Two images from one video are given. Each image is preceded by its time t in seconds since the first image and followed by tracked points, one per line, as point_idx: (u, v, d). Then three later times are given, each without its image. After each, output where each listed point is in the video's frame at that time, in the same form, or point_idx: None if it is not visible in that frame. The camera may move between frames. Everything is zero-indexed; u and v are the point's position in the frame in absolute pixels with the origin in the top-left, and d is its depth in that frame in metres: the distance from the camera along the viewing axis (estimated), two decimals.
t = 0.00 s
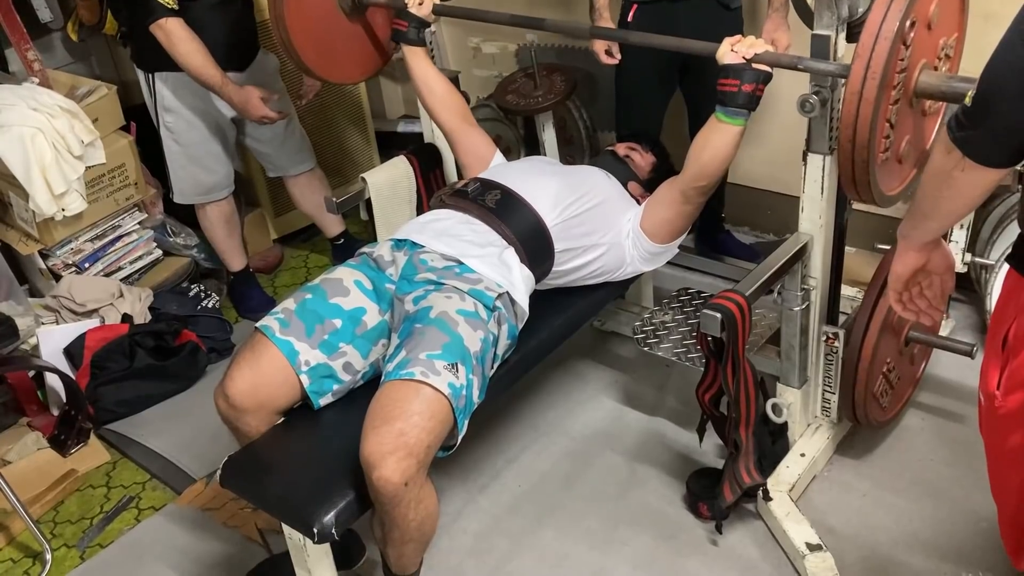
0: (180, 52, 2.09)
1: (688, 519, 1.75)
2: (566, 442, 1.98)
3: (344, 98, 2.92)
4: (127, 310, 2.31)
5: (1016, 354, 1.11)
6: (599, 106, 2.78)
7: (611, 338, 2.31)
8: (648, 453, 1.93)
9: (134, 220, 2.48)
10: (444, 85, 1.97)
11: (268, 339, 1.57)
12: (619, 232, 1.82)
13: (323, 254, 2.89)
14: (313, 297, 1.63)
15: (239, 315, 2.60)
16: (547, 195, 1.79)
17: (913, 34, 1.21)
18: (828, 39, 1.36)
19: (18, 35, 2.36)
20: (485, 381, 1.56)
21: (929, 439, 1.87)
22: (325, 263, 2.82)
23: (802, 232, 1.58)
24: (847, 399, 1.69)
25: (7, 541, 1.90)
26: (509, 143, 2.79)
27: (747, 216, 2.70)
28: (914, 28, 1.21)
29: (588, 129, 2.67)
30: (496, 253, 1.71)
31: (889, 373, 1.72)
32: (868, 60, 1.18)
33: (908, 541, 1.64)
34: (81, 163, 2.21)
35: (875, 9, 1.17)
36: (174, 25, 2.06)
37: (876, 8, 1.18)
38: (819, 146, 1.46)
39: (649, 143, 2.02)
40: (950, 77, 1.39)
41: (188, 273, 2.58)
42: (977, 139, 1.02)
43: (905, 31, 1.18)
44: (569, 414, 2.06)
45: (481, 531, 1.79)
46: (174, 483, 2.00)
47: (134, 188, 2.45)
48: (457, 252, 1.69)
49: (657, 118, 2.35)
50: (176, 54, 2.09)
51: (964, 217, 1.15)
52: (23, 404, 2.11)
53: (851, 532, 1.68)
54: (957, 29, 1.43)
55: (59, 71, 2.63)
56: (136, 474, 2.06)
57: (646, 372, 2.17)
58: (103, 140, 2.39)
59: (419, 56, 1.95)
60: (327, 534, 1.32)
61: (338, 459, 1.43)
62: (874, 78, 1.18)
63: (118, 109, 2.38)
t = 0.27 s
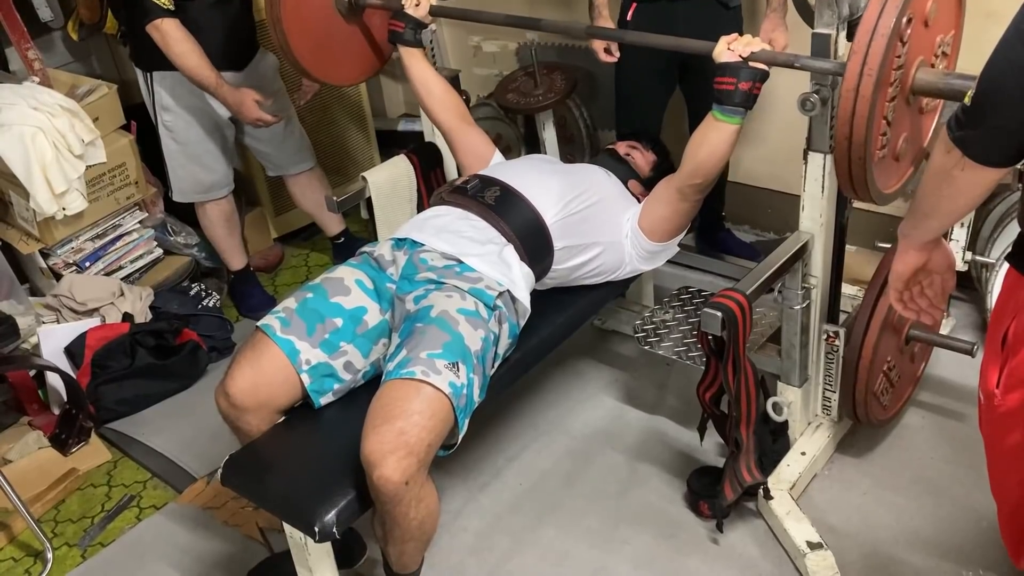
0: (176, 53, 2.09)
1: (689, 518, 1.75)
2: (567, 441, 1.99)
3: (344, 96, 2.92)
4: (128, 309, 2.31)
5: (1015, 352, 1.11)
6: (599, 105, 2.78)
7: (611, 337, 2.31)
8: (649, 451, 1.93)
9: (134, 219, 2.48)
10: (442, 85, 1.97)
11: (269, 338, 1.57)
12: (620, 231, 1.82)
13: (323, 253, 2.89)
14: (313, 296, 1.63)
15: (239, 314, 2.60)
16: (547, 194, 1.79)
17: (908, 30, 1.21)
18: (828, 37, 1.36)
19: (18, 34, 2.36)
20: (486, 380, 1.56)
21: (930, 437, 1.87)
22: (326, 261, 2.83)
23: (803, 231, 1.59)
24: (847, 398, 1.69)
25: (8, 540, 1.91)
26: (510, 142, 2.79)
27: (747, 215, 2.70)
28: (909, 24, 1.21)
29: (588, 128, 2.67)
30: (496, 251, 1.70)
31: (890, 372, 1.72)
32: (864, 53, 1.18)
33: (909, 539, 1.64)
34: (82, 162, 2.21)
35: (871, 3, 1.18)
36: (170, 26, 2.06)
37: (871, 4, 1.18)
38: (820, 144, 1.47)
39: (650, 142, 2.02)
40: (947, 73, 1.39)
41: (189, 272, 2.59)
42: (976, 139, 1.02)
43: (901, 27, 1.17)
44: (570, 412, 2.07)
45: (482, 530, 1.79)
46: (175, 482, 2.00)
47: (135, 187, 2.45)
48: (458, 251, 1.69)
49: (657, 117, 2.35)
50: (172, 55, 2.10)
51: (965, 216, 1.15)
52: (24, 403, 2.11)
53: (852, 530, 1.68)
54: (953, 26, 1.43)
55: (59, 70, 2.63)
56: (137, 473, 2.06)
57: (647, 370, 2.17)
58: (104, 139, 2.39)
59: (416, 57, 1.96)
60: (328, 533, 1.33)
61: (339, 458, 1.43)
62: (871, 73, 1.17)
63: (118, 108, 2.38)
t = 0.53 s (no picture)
0: (173, 54, 2.09)
1: (689, 516, 1.75)
2: (567, 439, 1.99)
3: (343, 95, 2.92)
4: (128, 308, 2.31)
5: (1016, 351, 1.11)
6: (599, 103, 2.77)
7: (611, 335, 2.31)
8: (649, 450, 1.93)
9: (134, 218, 2.48)
10: (438, 85, 1.96)
11: (269, 337, 1.57)
12: (619, 230, 1.82)
13: (323, 252, 2.89)
14: (313, 295, 1.63)
15: (239, 313, 2.60)
16: (547, 192, 1.79)
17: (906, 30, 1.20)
18: (828, 35, 1.35)
19: (17, 33, 2.35)
20: (486, 378, 1.56)
21: (930, 435, 1.87)
22: (325, 260, 2.82)
23: (803, 229, 1.58)
24: (848, 396, 1.69)
25: (9, 538, 1.91)
26: (509, 140, 2.78)
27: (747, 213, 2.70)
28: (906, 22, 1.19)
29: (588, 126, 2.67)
30: (496, 249, 1.70)
31: (890, 370, 1.71)
32: (861, 52, 1.17)
33: (909, 537, 1.65)
34: (81, 161, 2.21)
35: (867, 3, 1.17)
36: (166, 25, 2.06)
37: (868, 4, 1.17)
38: (819, 142, 1.46)
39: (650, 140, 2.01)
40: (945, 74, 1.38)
41: (189, 270, 2.59)
42: (977, 138, 1.02)
43: (898, 26, 1.16)
44: (570, 411, 2.07)
45: (482, 528, 1.79)
46: (175, 481, 2.00)
47: (135, 186, 2.45)
48: (458, 250, 1.69)
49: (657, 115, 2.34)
50: (168, 54, 2.09)
51: (967, 216, 1.15)
52: (23, 401, 2.12)
53: (852, 528, 1.68)
54: (950, 26, 1.42)
55: (59, 69, 2.63)
56: (137, 472, 2.06)
57: (647, 369, 2.17)
58: (103, 138, 2.39)
59: (412, 58, 1.93)
60: (328, 532, 1.33)
61: (340, 456, 1.43)
62: (867, 73, 1.17)
63: (118, 107, 2.38)
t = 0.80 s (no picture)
0: (172, 52, 2.09)
1: (689, 514, 1.75)
2: (567, 437, 1.98)
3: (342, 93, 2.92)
4: (127, 307, 2.31)
5: (1016, 349, 1.11)
6: (599, 101, 2.77)
7: (610, 333, 2.31)
8: (649, 448, 1.93)
9: (133, 216, 2.48)
10: (435, 88, 1.96)
11: (268, 336, 1.56)
12: (618, 229, 1.82)
13: (323, 250, 2.89)
14: (313, 293, 1.62)
15: (239, 311, 2.60)
16: (546, 191, 1.78)
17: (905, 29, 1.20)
18: (828, 33, 1.35)
19: (16, 31, 2.35)
20: (485, 377, 1.56)
21: (930, 433, 1.87)
22: (325, 258, 2.82)
23: (802, 227, 1.58)
24: (848, 393, 1.69)
25: (9, 537, 1.91)
26: (509, 139, 2.76)
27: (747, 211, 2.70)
28: (906, 22, 1.19)
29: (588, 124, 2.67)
30: (496, 248, 1.70)
31: (890, 368, 1.71)
32: (861, 51, 1.17)
33: (909, 535, 1.64)
34: (80, 159, 2.20)
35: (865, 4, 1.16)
36: (164, 23, 2.06)
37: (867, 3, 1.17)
38: (818, 140, 1.46)
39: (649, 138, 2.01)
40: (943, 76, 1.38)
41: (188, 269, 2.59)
42: (978, 137, 1.02)
43: (899, 26, 1.16)
44: (570, 409, 2.06)
45: (482, 526, 1.79)
46: (175, 480, 2.00)
47: (134, 184, 2.45)
48: (457, 248, 1.69)
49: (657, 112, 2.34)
50: (166, 53, 2.09)
51: (967, 214, 1.14)
52: (23, 399, 2.11)
53: (852, 526, 1.68)
54: (949, 28, 1.42)
55: (58, 67, 2.63)
56: (137, 471, 2.06)
57: (646, 367, 2.17)
58: (103, 136, 2.39)
59: (410, 59, 1.93)
60: (327, 530, 1.33)
61: (339, 454, 1.43)
62: (866, 72, 1.16)
63: (117, 105, 2.38)
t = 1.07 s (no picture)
0: (170, 52, 2.09)
1: (689, 512, 1.75)
2: (567, 436, 1.98)
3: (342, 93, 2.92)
4: (128, 306, 2.31)
5: (1015, 346, 1.11)
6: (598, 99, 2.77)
7: (610, 332, 2.31)
8: (649, 446, 1.93)
9: (133, 215, 2.48)
10: (425, 107, 2.00)
11: (268, 334, 1.57)
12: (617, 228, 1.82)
13: (323, 249, 2.89)
14: (313, 291, 1.63)
15: (239, 310, 2.60)
16: (546, 188, 1.78)
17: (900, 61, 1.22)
18: (828, 30, 1.35)
19: (16, 30, 2.35)
20: (485, 374, 1.56)
21: (930, 430, 1.87)
22: (325, 257, 2.83)
23: (802, 225, 1.58)
24: (847, 391, 1.69)
25: (9, 536, 1.91)
26: (508, 137, 2.76)
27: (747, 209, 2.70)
28: (900, 56, 1.22)
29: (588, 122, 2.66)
30: (496, 245, 1.70)
31: (890, 365, 1.71)
32: (856, 83, 1.19)
33: (909, 533, 1.64)
34: (80, 158, 2.20)
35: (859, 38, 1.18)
36: (162, 23, 2.06)
37: (863, 35, 1.19)
38: (818, 138, 1.46)
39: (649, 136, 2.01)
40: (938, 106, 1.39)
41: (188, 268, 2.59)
42: (977, 134, 1.02)
43: (893, 59, 1.18)
44: (570, 407, 2.06)
45: (482, 524, 1.79)
46: (175, 478, 2.00)
47: (133, 184, 2.45)
48: (457, 245, 1.69)
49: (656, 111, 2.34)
50: (164, 52, 2.10)
51: (967, 211, 1.14)
52: (24, 399, 2.11)
53: (852, 524, 1.68)
54: (945, 55, 1.43)
55: (57, 66, 2.62)
56: (137, 470, 2.06)
57: (646, 365, 2.17)
58: (103, 135, 2.39)
59: (404, 78, 1.97)
60: (327, 529, 1.33)
61: (340, 452, 1.43)
62: (862, 105, 1.19)
63: (117, 104, 2.38)
